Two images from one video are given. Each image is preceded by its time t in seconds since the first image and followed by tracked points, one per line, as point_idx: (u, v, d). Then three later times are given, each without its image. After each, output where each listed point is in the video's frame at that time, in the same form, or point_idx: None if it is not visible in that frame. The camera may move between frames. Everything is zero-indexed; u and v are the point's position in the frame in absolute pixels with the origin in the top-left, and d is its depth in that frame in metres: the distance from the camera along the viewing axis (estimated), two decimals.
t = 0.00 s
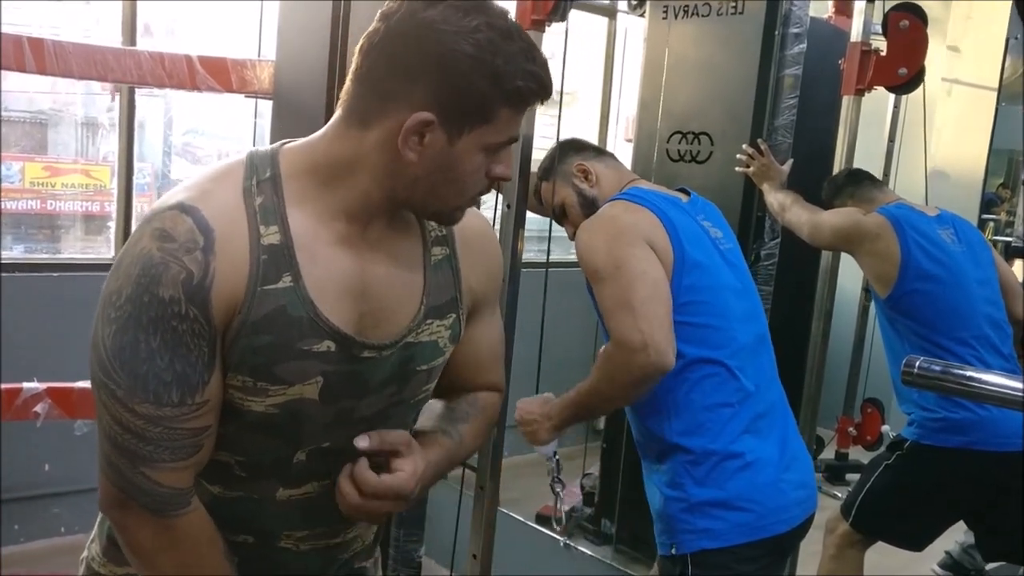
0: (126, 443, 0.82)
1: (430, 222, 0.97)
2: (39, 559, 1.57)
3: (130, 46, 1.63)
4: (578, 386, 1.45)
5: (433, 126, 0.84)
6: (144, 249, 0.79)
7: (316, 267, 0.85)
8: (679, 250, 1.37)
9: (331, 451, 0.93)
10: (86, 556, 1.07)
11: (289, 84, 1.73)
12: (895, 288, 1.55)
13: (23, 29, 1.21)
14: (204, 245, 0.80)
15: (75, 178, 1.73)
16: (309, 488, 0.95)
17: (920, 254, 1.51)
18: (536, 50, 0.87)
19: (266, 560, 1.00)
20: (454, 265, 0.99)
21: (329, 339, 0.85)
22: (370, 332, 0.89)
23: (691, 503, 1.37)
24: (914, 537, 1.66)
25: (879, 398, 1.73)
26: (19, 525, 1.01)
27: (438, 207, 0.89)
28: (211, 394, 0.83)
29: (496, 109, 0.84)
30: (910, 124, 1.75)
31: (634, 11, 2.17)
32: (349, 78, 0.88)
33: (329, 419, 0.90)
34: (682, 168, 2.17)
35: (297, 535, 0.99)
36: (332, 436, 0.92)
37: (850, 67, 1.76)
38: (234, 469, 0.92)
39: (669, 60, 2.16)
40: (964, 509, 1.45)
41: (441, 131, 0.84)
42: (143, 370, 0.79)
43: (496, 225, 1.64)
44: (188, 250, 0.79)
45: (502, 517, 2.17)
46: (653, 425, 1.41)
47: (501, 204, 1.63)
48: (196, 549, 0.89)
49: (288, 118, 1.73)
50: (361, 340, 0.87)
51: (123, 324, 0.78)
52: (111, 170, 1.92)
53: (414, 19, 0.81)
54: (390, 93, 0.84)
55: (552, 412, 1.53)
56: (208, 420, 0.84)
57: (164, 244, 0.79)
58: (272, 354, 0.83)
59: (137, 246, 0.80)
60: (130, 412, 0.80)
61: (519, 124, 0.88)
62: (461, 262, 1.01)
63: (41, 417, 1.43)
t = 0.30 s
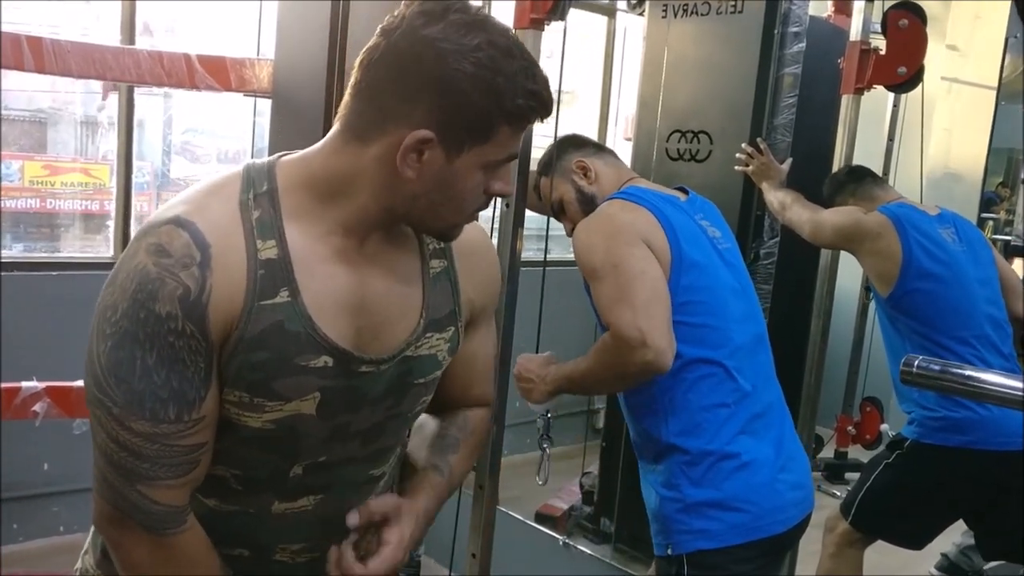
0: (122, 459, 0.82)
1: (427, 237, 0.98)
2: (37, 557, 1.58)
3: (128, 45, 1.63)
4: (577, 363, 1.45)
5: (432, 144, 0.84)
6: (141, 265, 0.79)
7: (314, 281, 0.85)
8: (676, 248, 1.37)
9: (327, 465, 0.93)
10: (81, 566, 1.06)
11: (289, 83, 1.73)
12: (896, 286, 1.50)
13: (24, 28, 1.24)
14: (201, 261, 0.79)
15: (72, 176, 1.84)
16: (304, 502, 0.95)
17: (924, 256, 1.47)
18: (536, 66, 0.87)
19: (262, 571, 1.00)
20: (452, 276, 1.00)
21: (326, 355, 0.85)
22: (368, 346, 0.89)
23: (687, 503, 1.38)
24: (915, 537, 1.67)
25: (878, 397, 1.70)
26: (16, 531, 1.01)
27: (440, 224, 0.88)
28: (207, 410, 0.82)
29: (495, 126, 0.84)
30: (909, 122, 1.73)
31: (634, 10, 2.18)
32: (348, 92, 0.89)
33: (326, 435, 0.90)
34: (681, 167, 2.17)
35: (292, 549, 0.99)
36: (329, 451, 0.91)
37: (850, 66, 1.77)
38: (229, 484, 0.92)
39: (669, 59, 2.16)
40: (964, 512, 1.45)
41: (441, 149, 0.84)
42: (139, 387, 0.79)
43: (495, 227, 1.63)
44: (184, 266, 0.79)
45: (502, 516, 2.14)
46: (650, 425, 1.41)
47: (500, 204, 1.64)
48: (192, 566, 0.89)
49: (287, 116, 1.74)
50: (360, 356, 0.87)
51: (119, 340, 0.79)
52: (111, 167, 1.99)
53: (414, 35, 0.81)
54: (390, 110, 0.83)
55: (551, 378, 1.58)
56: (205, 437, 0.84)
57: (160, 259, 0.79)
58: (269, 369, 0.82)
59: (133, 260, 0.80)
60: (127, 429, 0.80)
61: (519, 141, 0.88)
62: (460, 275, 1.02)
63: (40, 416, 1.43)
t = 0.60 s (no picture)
0: (115, 456, 0.82)
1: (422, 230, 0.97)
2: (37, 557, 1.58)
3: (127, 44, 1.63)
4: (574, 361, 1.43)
5: (424, 130, 0.83)
6: (132, 259, 0.79)
7: (308, 275, 0.86)
8: (677, 245, 1.37)
9: (323, 460, 0.93)
10: (76, 568, 1.06)
11: (289, 82, 1.74)
12: (896, 286, 1.50)
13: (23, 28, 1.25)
14: (192, 254, 0.80)
15: (73, 175, 1.84)
16: (301, 498, 0.95)
17: (924, 255, 1.47)
18: (529, 54, 0.86)
19: (259, 569, 1.00)
20: (449, 270, 0.99)
21: (321, 348, 0.85)
22: (362, 340, 0.88)
23: (684, 502, 1.37)
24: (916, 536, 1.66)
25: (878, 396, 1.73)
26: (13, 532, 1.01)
27: (429, 215, 0.88)
28: (201, 405, 0.82)
29: (488, 113, 0.84)
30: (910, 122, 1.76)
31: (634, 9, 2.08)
32: (342, 79, 0.88)
33: (320, 429, 0.89)
34: (680, 167, 2.15)
35: (288, 547, 0.99)
36: (324, 445, 0.91)
37: (850, 65, 1.79)
38: (224, 481, 0.92)
39: (669, 59, 2.09)
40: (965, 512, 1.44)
41: (433, 135, 0.83)
42: (131, 383, 0.79)
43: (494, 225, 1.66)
44: (175, 259, 0.79)
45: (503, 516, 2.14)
46: (647, 423, 1.41)
47: (499, 204, 1.67)
48: (189, 563, 0.88)
49: (286, 115, 1.74)
50: (354, 349, 0.87)
51: (111, 336, 0.78)
52: (111, 167, 1.96)
53: (407, 25, 0.82)
54: (384, 95, 0.83)
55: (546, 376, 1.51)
56: (199, 431, 0.84)
57: (151, 253, 0.79)
58: (263, 363, 0.82)
59: (124, 256, 0.80)
60: (119, 425, 0.80)
61: (513, 129, 0.88)
62: (457, 268, 1.01)
63: (39, 415, 1.44)
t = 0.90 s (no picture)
0: (107, 422, 0.80)
1: (425, 201, 0.97)
2: (38, 557, 1.58)
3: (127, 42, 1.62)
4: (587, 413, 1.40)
5: (426, 91, 0.82)
6: (128, 222, 0.78)
7: (305, 243, 0.84)
8: (681, 244, 1.37)
9: (324, 432, 0.92)
10: (81, 551, 1.06)
11: (290, 80, 1.73)
12: (896, 286, 1.49)
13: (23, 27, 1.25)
14: (188, 218, 0.78)
15: (72, 173, 1.77)
16: (302, 474, 0.95)
17: (925, 252, 1.45)
18: (532, 20, 0.86)
19: (257, 550, 1.00)
20: (452, 245, 0.98)
21: (320, 317, 0.84)
22: (362, 311, 0.88)
23: (688, 501, 1.37)
24: (917, 535, 1.63)
25: (879, 396, 1.78)
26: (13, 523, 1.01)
27: (432, 181, 0.88)
28: (195, 372, 0.81)
29: (492, 76, 0.83)
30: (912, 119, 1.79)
31: (634, 8, 2.14)
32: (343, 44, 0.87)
33: (319, 400, 0.89)
34: (682, 164, 2.13)
35: (290, 526, 0.99)
36: (324, 418, 0.91)
37: (851, 63, 1.71)
38: (223, 458, 0.91)
39: (669, 56, 2.12)
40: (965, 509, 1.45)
41: (435, 97, 0.83)
42: (124, 347, 0.77)
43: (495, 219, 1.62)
44: (171, 222, 0.78)
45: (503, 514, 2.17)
46: (651, 422, 1.41)
47: (500, 198, 1.61)
48: (178, 538, 0.86)
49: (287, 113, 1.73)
50: (354, 318, 0.86)
51: (106, 299, 0.76)
52: (111, 166, 1.91)
53: None
54: (385, 57, 0.83)
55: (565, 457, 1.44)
56: (193, 400, 0.82)
57: (148, 216, 0.78)
58: (261, 330, 0.81)
59: (121, 220, 0.78)
60: (112, 390, 0.78)
61: (516, 93, 0.87)
62: (461, 241, 1.00)
63: (39, 414, 1.43)
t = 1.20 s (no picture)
0: (113, 425, 0.79)
1: (427, 199, 0.97)
2: (39, 554, 1.58)
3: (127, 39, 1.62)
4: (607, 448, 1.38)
5: (427, 90, 0.82)
6: (130, 224, 0.78)
7: (307, 244, 0.84)
8: (684, 242, 1.36)
9: (325, 434, 0.92)
10: (82, 551, 1.06)
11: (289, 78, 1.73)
12: (900, 283, 1.47)
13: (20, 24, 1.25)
14: (190, 218, 0.78)
15: (72, 171, 1.81)
16: (304, 476, 0.94)
17: (927, 249, 1.44)
18: (533, 16, 0.86)
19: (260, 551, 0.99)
20: (454, 245, 0.98)
21: (322, 317, 0.83)
22: (364, 311, 0.87)
23: (691, 499, 1.37)
24: (920, 534, 1.64)
25: (879, 394, 1.69)
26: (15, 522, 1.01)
27: (433, 180, 0.87)
28: (200, 373, 0.80)
29: (494, 73, 0.83)
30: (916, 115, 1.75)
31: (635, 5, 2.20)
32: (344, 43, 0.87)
33: (321, 402, 0.89)
34: (683, 163, 2.15)
35: (291, 528, 0.98)
36: (326, 419, 0.91)
37: (852, 61, 1.76)
38: (225, 458, 0.91)
39: (670, 53, 2.15)
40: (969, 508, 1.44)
41: (436, 96, 0.83)
42: (129, 349, 0.76)
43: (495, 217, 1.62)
44: (173, 223, 0.78)
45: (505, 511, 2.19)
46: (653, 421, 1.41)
47: (500, 195, 1.60)
48: (187, 539, 0.84)
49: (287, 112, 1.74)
50: (355, 319, 0.86)
51: (108, 302, 0.76)
52: (111, 163, 1.95)
53: None
54: (386, 57, 0.82)
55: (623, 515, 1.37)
56: (198, 402, 0.82)
57: (149, 217, 0.78)
58: (262, 331, 0.81)
59: (123, 222, 0.78)
60: (117, 392, 0.78)
61: (518, 92, 0.87)
62: (462, 242, 0.99)
63: (39, 412, 1.44)
